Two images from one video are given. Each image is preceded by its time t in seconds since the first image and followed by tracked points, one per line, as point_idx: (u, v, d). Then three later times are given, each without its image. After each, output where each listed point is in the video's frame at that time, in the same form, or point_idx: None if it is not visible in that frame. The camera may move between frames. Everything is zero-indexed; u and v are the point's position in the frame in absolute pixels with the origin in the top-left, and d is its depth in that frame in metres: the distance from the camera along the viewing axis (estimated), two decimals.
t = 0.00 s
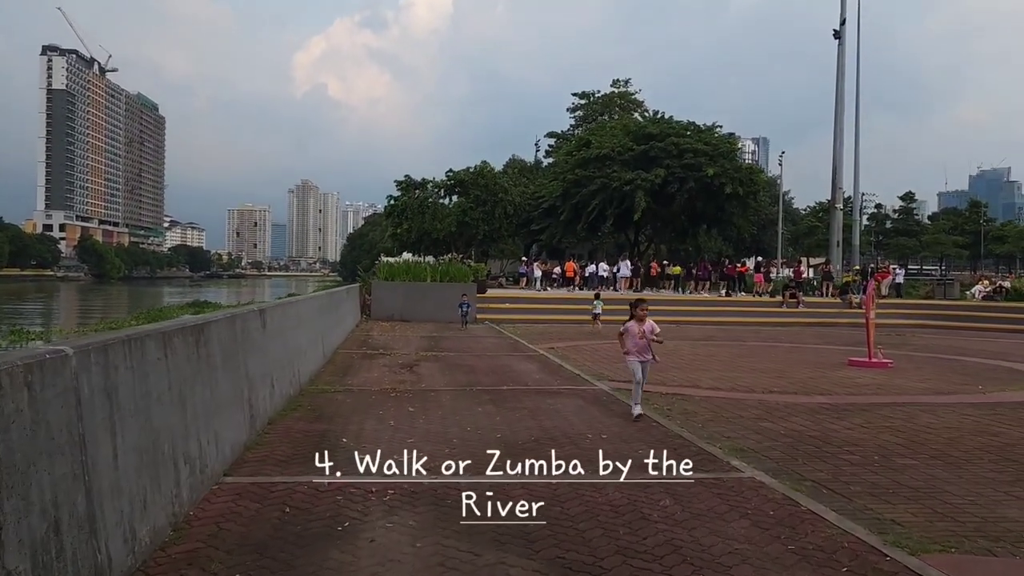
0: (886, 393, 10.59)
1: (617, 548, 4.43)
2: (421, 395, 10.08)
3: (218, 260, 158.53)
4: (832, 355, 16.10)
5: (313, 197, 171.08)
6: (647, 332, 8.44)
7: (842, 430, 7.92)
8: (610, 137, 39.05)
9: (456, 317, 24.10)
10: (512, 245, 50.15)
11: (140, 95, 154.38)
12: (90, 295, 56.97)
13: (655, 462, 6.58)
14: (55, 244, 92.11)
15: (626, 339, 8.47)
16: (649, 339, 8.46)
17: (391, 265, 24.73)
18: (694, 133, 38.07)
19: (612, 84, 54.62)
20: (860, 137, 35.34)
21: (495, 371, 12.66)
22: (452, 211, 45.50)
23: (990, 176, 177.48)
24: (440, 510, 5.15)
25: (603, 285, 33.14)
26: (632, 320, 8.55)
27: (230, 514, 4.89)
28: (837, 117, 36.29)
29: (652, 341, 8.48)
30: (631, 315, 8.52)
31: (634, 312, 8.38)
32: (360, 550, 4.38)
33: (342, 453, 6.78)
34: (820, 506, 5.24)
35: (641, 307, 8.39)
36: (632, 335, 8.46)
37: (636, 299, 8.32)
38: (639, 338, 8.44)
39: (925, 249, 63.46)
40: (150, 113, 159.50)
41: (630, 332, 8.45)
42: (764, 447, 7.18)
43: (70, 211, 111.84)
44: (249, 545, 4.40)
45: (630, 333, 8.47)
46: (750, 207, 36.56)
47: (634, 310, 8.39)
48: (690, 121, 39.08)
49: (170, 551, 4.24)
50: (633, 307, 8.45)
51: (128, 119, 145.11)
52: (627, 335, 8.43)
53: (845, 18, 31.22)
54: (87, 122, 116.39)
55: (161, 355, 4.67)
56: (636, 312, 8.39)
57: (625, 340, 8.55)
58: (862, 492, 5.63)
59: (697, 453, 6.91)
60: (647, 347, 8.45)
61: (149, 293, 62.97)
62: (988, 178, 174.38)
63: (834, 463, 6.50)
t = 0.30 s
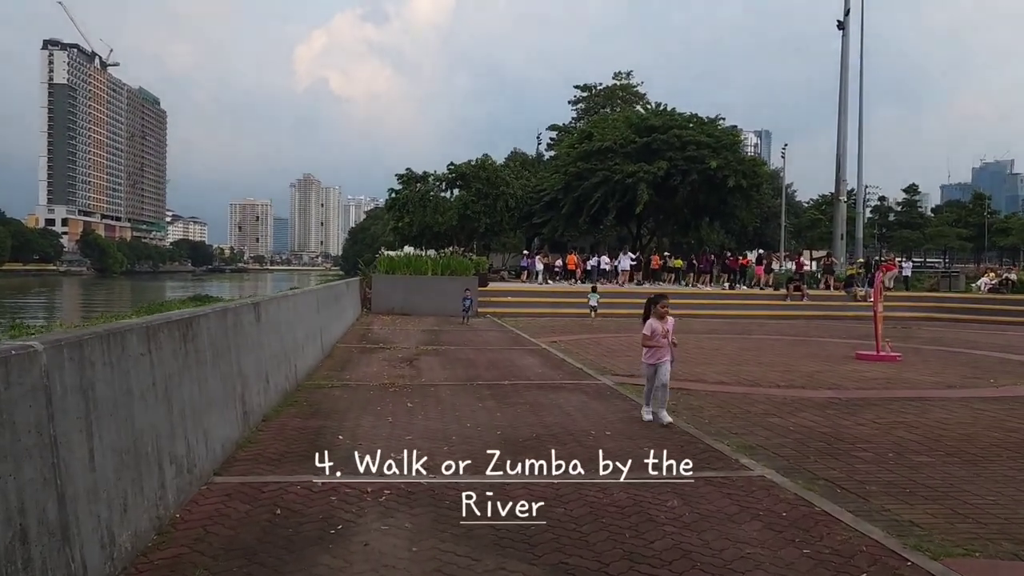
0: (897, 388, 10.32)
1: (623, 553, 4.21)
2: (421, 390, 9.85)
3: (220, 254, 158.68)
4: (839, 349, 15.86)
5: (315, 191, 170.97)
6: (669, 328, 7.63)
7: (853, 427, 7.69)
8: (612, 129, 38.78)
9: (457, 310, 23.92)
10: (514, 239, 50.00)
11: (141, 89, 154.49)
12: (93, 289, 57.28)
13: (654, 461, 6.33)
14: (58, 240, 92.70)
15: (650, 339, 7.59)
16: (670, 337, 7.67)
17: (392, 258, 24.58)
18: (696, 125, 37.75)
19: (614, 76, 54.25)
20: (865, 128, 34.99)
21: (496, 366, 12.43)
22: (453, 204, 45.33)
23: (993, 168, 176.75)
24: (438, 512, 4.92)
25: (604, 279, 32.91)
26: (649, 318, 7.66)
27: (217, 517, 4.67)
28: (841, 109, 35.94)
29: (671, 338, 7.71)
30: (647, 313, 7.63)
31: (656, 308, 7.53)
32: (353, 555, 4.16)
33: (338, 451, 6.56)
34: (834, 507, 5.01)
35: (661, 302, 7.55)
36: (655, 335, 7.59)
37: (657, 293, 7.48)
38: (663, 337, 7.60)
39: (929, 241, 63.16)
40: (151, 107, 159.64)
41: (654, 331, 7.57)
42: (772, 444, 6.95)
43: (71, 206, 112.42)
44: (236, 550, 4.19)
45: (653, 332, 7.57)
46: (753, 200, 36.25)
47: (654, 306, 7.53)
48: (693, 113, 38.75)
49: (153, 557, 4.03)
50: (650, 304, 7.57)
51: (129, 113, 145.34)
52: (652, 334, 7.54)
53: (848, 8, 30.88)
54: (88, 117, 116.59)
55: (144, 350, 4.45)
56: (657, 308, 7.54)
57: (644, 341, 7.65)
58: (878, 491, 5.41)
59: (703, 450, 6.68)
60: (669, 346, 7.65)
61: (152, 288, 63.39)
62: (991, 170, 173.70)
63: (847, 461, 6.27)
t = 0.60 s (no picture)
0: (910, 385, 10.05)
1: (637, 565, 3.96)
2: (421, 388, 9.59)
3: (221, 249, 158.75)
4: (846, 343, 15.58)
5: (316, 186, 170.90)
6: (699, 329, 7.07)
7: (870, 425, 7.42)
8: (614, 122, 38.45)
9: (458, 305, 23.67)
10: (516, 233, 49.70)
11: (141, 84, 154.23)
12: (94, 285, 57.35)
13: (654, 461, 6.11)
14: (59, 236, 93.09)
15: (674, 336, 7.10)
16: (701, 340, 7.08)
17: (392, 252, 24.32)
18: (699, 118, 37.38)
19: (615, 69, 53.85)
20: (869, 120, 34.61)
21: (499, 362, 12.17)
22: (454, 198, 45.07)
23: (996, 161, 176.01)
24: (439, 519, 4.66)
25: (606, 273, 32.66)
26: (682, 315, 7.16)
27: (206, 526, 4.41)
28: (845, 101, 35.59)
29: (705, 342, 7.10)
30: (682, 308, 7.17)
31: (687, 304, 7.02)
32: (350, 568, 3.89)
33: (335, 453, 6.31)
34: (857, 513, 4.76)
35: (694, 298, 7.03)
36: (682, 333, 7.08)
37: (689, 288, 7.02)
38: (690, 338, 7.06)
39: (932, 235, 62.77)
40: (150, 101, 159.40)
41: (679, 328, 7.08)
42: (786, 444, 6.69)
43: (72, 201, 112.49)
44: (226, 563, 3.93)
45: (679, 329, 7.09)
46: (756, 193, 35.91)
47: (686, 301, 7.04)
48: (696, 106, 38.36)
49: (136, 572, 3.78)
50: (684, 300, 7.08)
51: (129, 108, 145.12)
52: (676, 332, 7.07)
53: None
54: (88, 112, 116.61)
55: (128, 350, 4.19)
56: (688, 304, 7.04)
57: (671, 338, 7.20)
58: (902, 496, 5.14)
59: (715, 451, 6.41)
60: (698, 348, 7.07)
61: (153, 283, 63.56)
62: (994, 163, 173.16)
63: (866, 463, 6.02)
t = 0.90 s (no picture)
0: (918, 383, 9.80)
1: None
2: (418, 386, 9.35)
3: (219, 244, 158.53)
4: (850, 340, 15.35)
5: (314, 180, 170.53)
6: (734, 334, 6.17)
7: (880, 427, 7.19)
8: (614, 117, 38.15)
9: (457, 301, 23.44)
10: (515, 228, 49.45)
11: (138, 78, 153.73)
12: (93, 280, 57.23)
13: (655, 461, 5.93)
14: (58, 231, 92.96)
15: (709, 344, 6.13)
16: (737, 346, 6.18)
17: (390, 247, 24.06)
18: (699, 112, 37.07)
19: (615, 64, 53.50)
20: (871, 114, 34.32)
21: (497, 359, 11.92)
22: (453, 193, 44.81)
23: (996, 156, 175.88)
24: (434, 529, 4.43)
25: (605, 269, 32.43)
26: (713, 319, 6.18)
27: (187, 537, 4.18)
28: (846, 96, 35.30)
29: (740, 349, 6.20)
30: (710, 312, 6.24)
31: (718, 305, 6.11)
32: None
33: (328, 455, 6.08)
34: (873, 522, 4.53)
35: (725, 298, 6.14)
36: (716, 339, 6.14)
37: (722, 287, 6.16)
38: (726, 344, 6.14)
39: (931, 230, 62.52)
40: (149, 95, 158.98)
41: (714, 334, 6.12)
42: (795, 446, 6.45)
43: (70, 195, 112.40)
44: None
45: (716, 335, 6.11)
46: (757, 188, 35.66)
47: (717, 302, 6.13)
48: (696, 101, 38.04)
49: None
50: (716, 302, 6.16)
51: (127, 102, 144.72)
52: (711, 339, 6.09)
53: None
54: (86, 107, 116.24)
55: (104, 352, 3.96)
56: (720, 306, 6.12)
57: (701, 346, 6.23)
58: (918, 503, 4.93)
59: (722, 453, 6.18)
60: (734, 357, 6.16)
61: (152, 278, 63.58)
62: (993, 159, 172.87)
63: (878, 467, 5.80)
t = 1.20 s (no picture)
0: (921, 383, 9.57)
1: None
2: (409, 385, 9.08)
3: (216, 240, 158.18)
4: (850, 339, 15.11)
5: (312, 177, 170.21)
6: (774, 343, 5.35)
7: (884, 428, 6.96)
8: (611, 113, 37.89)
9: (452, 298, 23.20)
10: (512, 224, 49.25)
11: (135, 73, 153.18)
12: (89, 274, 57.06)
13: (651, 464, 5.70)
14: (54, 226, 92.76)
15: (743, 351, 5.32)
16: (777, 357, 5.35)
17: (384, 243, 23.78)
18: (697, 109, 36.78)
19: (613, 60, 53.21)
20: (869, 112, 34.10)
21: (491, 357, 11.66)
22: (449, 189, 44.57)
23: (993, 155, 176.10)
24: (416, 536, 4.17)
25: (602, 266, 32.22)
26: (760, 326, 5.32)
27: (153, 545, 3.93)
28: (845, 93, 35.05)
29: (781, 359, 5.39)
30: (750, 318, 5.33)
31: (757, 308, 5.32)
32: None
33: (311, 455, 5.83)
34: (880, 531, 4.30)
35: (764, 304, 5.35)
36: (753, 347, 5.33)
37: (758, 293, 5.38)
38: (764, 353, 5.32)
39: (929, 229, 62.40)
40: (145, 91, 158.43)
41: (751, 340, 5.32)
42: (797, 449, 6.21)
43: (66, 190, 112.01)
44: None
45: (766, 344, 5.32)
46: (755, 185, 35.43)
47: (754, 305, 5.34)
48: (694, 97, 37.77)
49: None
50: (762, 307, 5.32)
51: (123, 97, 144.19)
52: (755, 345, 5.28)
53: None
54: (83, 102, 115.94)
55: (62, 348, 3.69)
56: (758, 311, 5.33)
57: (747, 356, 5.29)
58: (927, 510, 4.69)
59: (721, 456, 5.94)
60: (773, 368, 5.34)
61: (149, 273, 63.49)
62: (990, 158, 172.98)
63: (884, 471, 5.56)
